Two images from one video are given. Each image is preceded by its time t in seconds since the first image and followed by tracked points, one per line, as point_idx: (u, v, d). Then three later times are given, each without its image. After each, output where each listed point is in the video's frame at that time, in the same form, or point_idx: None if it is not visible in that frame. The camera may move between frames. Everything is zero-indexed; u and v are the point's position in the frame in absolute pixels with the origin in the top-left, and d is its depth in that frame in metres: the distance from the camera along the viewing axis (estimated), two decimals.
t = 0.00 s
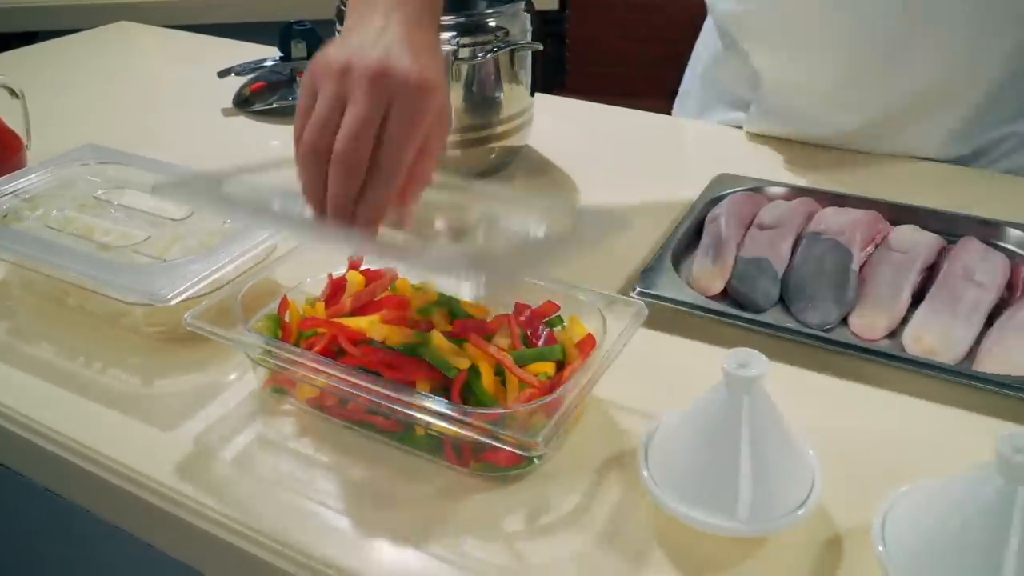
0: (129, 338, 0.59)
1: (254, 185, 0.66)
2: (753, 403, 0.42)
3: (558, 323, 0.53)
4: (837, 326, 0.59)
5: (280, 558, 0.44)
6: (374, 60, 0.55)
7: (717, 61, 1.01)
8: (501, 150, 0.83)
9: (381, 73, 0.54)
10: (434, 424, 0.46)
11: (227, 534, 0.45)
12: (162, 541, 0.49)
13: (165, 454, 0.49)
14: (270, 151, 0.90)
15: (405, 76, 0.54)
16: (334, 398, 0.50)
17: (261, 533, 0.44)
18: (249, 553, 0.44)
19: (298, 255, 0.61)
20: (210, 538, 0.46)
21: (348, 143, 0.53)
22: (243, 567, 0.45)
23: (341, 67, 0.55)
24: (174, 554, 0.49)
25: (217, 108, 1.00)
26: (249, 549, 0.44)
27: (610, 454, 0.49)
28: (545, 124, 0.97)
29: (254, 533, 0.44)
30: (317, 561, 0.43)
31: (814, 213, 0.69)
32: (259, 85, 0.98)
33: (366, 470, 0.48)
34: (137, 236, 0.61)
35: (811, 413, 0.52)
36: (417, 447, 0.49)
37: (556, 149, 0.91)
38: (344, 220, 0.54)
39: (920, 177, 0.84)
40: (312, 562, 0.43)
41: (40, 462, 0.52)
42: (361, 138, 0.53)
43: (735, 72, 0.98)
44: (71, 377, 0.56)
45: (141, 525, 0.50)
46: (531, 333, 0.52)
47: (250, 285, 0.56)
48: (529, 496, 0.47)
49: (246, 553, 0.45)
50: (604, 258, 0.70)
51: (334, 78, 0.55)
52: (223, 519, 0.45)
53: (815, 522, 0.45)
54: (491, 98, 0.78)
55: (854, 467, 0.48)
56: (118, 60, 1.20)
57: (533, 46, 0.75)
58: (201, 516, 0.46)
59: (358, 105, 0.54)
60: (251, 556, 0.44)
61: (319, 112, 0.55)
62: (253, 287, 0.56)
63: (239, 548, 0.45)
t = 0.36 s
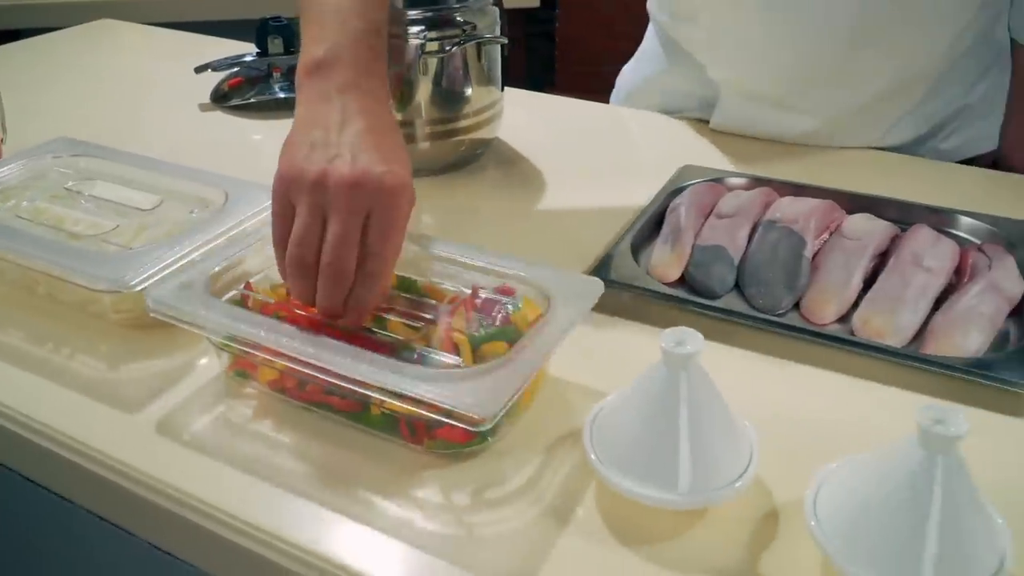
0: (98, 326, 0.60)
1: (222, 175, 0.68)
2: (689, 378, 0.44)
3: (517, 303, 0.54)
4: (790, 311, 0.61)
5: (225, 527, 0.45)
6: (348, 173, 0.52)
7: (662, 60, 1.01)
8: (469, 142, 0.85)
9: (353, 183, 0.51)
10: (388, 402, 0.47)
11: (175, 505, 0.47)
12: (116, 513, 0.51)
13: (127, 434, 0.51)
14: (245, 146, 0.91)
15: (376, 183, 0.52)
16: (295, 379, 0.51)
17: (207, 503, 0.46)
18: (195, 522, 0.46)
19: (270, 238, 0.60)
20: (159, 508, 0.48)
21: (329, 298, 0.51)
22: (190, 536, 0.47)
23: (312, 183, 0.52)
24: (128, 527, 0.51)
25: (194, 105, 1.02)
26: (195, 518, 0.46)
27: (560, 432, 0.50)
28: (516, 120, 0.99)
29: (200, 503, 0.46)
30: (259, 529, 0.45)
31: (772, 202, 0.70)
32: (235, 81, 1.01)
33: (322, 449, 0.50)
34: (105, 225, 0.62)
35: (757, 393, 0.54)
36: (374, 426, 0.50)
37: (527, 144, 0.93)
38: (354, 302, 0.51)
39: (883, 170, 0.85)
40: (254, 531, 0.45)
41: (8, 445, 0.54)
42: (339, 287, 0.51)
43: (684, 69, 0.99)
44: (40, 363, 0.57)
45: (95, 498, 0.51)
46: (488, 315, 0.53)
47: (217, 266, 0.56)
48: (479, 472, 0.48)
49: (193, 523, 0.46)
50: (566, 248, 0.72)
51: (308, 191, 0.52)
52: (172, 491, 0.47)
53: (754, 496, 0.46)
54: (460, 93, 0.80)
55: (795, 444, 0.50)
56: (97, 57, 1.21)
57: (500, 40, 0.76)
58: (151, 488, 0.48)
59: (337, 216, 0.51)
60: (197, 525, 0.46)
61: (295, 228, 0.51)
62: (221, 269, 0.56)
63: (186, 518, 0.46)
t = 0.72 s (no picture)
0: (65, 312, 0.62)
1: (191, 167, 0.69)
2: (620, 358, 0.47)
3: (471, 289, 0.55)
4: (743, 296, 0.63)
5: (228, 525, 0.46)
6: (510, 117, 0.44)
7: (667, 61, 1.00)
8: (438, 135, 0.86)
9: (520, 123, 0.43)
10: (344, 381, 0.49)
11: (178, 504, 0.47)
12: (118, 511, 0.51)
13: (93, 416, 0.52)
14: (218, 140, 0.93)
15: (545, 123, 0.44)
16: (254, 360, 0.52)
17: (210, 501, 0.46)
18: (199, 520, 0.47)
19: (234, 226, 0.61)
20: (162, 506, 0.48)
21: (519, 259, 0.45)
22: (193, 533, 0.48)
23: (476, 132, 0.44)
24: (125, 521, 0.52)
25: (171, 98, 1.03)
26: (199, 516, 0.47)
27: (512, 411, 0.52)
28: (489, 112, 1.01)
29: (203, 501, 0.47)
30: (263, 527, 0.45)
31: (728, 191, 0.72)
32: (212, 76, 1.02)
33: (279, 428, 0.51)
34: (73, 214, 0.63)
35: (707, 374, 0.56)
36: (330, 406, 0.52)
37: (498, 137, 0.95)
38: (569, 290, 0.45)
39: (845, 161, 0.87)
40: (257, 527, 0.45)
41: None
42: (524, 248, 0.44)
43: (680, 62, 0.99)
44: (6, 347, 0.58)
45: (95, 495, 0.52)
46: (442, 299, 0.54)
47: (178, 253, 0.57)
48: (432, 448, 0.50)
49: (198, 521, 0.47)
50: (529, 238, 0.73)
51: (472, 140, 0.44)
52: (172, 489, 0.47)
53: (697, 469, 0.48)
54: (427, 87, 0.82)
55: (739, 421, 0.51)
56: (78, 51, 1.22)
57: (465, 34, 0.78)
58: (153, 487, 0.48)
59: (517, 160, 0.43)
60: (201, 523, 0.47)
61: (470, 190, 0.45)
62: (182, 256, 0.57)
63: (189, 516, 0.47)
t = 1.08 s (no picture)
0: (31, 302, 0.63)
1: (156, 160, 0.70)
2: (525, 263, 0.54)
3: (425, 275, 0.56)
4: (695, 282, 0.64)
5: (224, 523, 0.46)
6: (513, 52, 0.46)
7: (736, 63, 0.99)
8: (403, 129, 0.88)
9: (524, 60, 0.46)
10: (297, 364, 0.50)
11: (172, 501, 0.47)
12: (104, 505, 0.51)
13: (53, 401, 0.54)
14: (189, 135, 0.94)
15: (543, 63, 0.46)
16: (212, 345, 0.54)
17: (206, 500, 0.47)
18: (193, 518, 0.47)
19: (196, 216, 0.63)
20: (155, 503, 0.48)
21: (497, 191, 0.46)
22: (182, 529, 0.48)
23: (478, 63, 0.47)
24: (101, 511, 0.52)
25: (144, 93, 1.04)
26: (193, 513, 0.47)
27: (463, 393, 0.54)
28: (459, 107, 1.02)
29: (197, 499, 0.47)
30: (257, 524, 0.45)
31: (683, 182, 0.74)
32: (185, 73, 1.03)
33: (235, 412, 0.53)
34: (38, 205, 0.65)
35: (654, 357, 0.57)
36: (285, 389, 0.53)
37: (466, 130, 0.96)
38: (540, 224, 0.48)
39: (806, 151, 0.89)
40: (251, 525, 0.45)
41: None
42: (501, 176, 0.46)
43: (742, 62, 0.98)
44: None
45: (79, 489, 0.52)
46: (396, 284, 0.56)
47: (140, 244, 0.58)
48: (382, 428, 0.51)
49: (192, 518, 0.47)
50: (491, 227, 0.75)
51: (473, 74, 0.47)
52: (166, 487, 0.48)
53: (639, 446, 0.50)
54: (393, 83, 0.83)
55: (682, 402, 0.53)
56: (52, 45, 1.23)
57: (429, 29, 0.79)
58: (147, 484, 0.48)
59: (508, 88, 0.46)
60: (196, 520, 0.47)
61: (458, 120, 0.48)
62: (144, 246, 0.59)
63: (189, 516, 0.47)
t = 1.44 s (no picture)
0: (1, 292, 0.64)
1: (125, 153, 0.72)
2: None
3: (386, 262, 0.58)
4: (654, 271, 0.66)
5: (205, 511, 0.47)
6: None
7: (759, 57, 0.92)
8: (375, 123, 0.89)
9: None
10: (258, 347, 0.51)
11: (152, 490, 0.48)
12: (85, 496, 0.52)
13: (21, 389, 0.55)
14: (163, 129, 0.95)
15: None
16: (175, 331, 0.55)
17: (187, 489, 0.47)
18: (173, 506, 0.48)
19: (164, 206, 0.64)
20: (135, 492, 0.49)
21: None
22: (160, 516, 0.49)
23: None
24: (84, 503, 0.53)
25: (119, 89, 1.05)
26: (173, 502, 0.48)
27: (422, 376, 0.55)
28: (430, 101, 1.03)
29: (178, 488, 0.48)
30: (236, 511, 0.46)
31: (645, 173, 0.75)
32: (161, 69, 1.04)
33: (199, 395, 0.54)
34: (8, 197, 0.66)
35: (612, 343, 0.59)
36: (247, 373, 0.54)
37: (437, 124, 0.97)
38: None
39: (770, 145, 0.90)
40: (231, 511, 0.46)
41: None
42: None
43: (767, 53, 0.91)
44: None
45: (57, 479, 0.53)
46: (357, 270, 0.57)
47: (107, 233, 0.59)
48: (343, 410, 0.52)
49: (172, 507, 0.48)
50: (458, 217, 0.76)
51: None
52: (147, 475, 0.48)
53: (592, 427, 0.51)
54: (364, 78, 0.85)
55: (635, 384, 0.54)
56: (27, 42, 1.23)
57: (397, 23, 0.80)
58: (128, 473, 0.49)
59: None
60: (176, 509, 0.48)
61: None
62: (112, 235, 0.60)
63: (209, 521, 0.47)
